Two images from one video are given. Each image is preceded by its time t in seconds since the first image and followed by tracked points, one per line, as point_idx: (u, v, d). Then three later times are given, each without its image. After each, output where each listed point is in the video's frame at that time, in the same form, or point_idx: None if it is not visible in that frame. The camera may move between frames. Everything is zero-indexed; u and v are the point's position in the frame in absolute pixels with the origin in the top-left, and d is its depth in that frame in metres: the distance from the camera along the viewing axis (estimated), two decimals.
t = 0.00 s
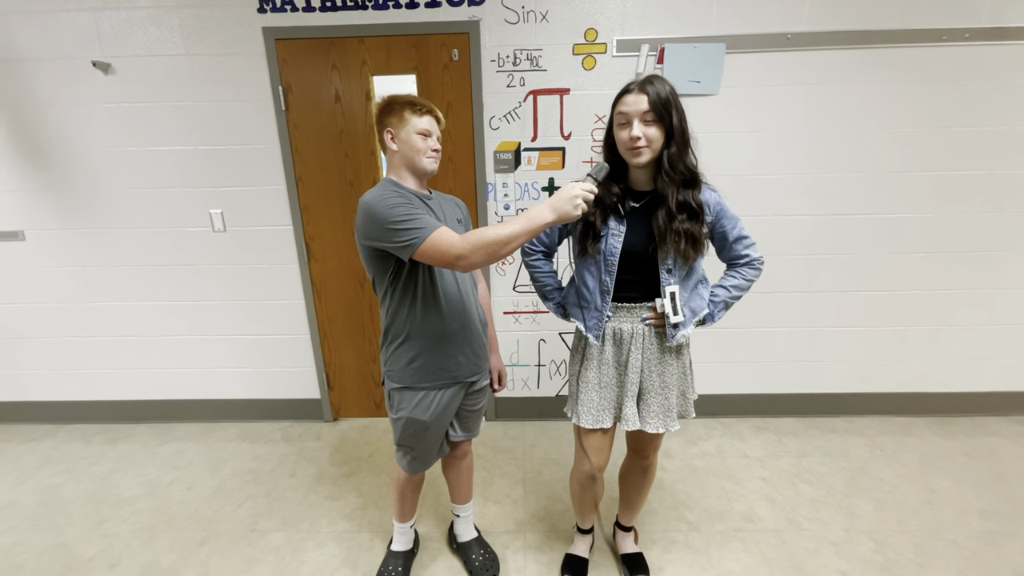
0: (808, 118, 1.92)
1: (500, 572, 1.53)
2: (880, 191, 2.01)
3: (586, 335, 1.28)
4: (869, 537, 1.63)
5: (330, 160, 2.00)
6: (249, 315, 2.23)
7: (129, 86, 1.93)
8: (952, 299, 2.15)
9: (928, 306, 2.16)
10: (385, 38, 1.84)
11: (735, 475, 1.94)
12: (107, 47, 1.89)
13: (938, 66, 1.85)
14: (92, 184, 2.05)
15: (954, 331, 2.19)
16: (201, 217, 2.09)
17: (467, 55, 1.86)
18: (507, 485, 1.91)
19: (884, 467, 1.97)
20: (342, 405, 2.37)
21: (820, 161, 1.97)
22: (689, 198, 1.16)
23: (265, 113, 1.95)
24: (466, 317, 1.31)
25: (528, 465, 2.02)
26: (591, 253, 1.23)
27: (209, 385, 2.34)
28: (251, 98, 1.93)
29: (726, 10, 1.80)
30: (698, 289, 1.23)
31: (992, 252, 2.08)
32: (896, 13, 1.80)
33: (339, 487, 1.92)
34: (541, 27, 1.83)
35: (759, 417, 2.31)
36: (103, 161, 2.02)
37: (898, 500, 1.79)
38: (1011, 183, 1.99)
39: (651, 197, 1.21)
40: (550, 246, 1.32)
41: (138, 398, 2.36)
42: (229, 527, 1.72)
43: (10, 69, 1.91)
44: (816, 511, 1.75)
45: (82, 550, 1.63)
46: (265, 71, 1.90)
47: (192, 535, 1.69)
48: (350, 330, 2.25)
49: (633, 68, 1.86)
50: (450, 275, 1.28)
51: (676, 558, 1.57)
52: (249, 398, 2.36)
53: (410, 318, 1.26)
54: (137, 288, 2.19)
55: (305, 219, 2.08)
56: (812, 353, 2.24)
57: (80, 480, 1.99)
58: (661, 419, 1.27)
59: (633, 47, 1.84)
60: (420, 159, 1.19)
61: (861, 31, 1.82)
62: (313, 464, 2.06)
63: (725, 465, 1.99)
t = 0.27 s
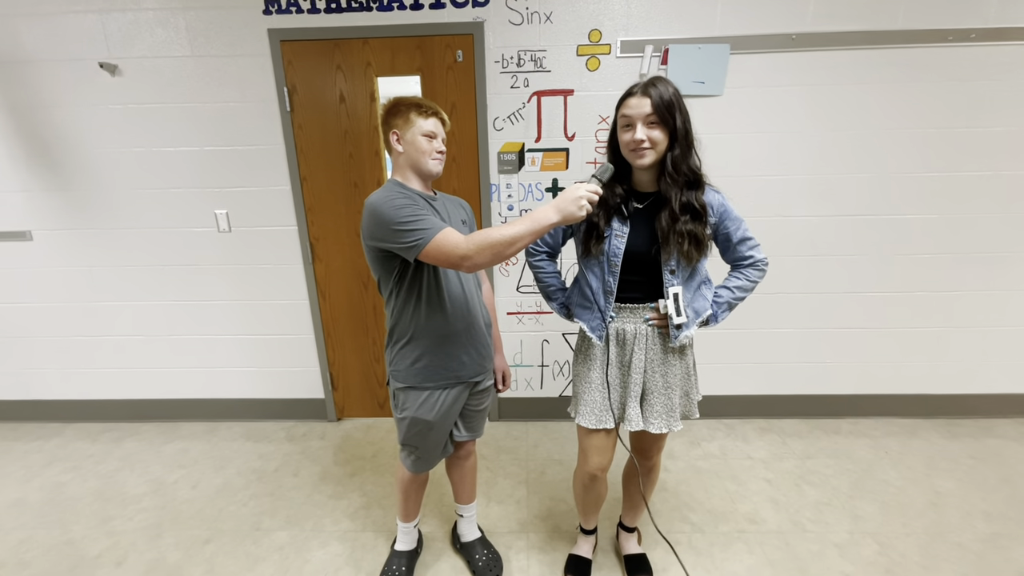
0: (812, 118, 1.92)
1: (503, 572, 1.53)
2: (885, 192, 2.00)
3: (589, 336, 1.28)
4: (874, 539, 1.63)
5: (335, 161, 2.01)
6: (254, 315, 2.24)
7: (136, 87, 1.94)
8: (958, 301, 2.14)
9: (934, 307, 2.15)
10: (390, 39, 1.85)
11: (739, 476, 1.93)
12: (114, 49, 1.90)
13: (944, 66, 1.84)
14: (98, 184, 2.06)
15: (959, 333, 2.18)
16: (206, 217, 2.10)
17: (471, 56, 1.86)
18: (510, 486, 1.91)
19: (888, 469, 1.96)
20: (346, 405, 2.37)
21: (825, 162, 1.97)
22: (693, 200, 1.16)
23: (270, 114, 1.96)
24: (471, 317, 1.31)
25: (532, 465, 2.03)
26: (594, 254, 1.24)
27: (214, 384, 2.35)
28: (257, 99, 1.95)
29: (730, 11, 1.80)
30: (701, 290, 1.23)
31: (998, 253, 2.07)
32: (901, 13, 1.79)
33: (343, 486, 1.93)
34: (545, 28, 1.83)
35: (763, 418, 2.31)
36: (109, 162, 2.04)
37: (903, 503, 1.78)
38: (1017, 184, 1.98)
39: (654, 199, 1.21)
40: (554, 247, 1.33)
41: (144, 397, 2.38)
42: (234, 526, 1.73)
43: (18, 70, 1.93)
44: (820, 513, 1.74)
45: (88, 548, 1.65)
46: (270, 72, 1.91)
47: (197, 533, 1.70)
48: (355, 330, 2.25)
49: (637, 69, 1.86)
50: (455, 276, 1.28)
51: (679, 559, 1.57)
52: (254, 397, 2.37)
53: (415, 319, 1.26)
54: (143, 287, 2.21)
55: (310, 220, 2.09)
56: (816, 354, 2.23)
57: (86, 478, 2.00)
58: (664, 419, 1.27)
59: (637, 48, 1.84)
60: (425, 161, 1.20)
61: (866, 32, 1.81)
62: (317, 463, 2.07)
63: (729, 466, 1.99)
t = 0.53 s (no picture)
0: (817, 118, 1.91)
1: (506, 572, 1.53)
2: (889, 192, 1.99)
3: (591, 334, 1.28)
4: (877, 540, 1.62)
5: (338, 161, 2.01)
6: (257, 314, 2.25)
7: (140, 86, 1.95)
8: (962, 301, 2.13)
9: (938, 308, 2.14)
10: (393, 39, 1.85)
11: (742, 477, 1.93)
12: (118, 49, 1.91)
13: (949, 66, 1.83)
14: (102, 184, 2.07)
15: (964, 333, 2.17)
16: (209, 217, 2.11)
17: (474, 56, 1.86)
18: (513, 485, 1.91)
19: (892, 470, 1.95)
20: (349, 404, 2.38)
21: (829, 162, 1.96)
22: (696, 201, 1.16)
23: (273, 114, 1.96)
24: (474, 317, 1.31)
25: (534, 465, 2.03)
26: (597, 252, 1.24)
27: (217, 383, 2.36)
28: (260, 98, 1.95)
29: (734, 10, 1.80)
30: (704, 290, 1.23)
31: (1003, 254, 2.06)
32: (906, 13, 1.78)
33: (346, 486, 1.93)
34: (549, 28, 1.83)
35: (766, 419, 2.30)
36: (113, 161, 2.04)
37: (907, 504, 1.77)
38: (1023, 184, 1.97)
39: (657, 198, 1.21)
40: (557, 245, 1.33)
41: (147, 395, 2.38)
42: (237, 525, 1.74)
43: (23, 69, 1.94)
44: (823, 514, 1.74)
45: (93, 546, 1.65)
46: (274, 72, 1.91)
47: (200, 532, 1.71)
48: (358, 330, 2.26)
49: (641, 68, 1.86)
50: (459, 275, 1.28)
51: (682, 560, 1.56)
52: (257, 396, 2.37)
53: (419, 318, 1.26)
54: (146, 287, 2.21)
55: (313, 219, 2.09)
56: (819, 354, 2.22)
57: (90, 476, 2.01)
58: (666, 419, 1.27)
59: (641, 48, 1.84)
60: (429, 161, 1.19)
61: (870, 31, 1.80)
62: (320, 463, 2.07)
63: (732, 467, 1.99)
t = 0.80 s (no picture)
0: (819, 118, 1.91)
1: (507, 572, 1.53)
2: (892, 192, 1.99)
3: (591, 334, 1.28)
4: (879, 542, 1.62)
5: (340, 161, 2.01)
6: (259, 314, 2.25)
7: (143, 87, 1.95)
8: (965, 302, 2.12)
9: (940, 309, 2.14)
10: (395, 40, 1.85)
11: (744, 478, 1.92)
12: (120, 49, 1.91)
13: (950, 67, 1.83)
14: (104, 184, 2.07)
15: (966, 334, 2.17)
16: (211, 217, 2.11)
17: (476, 56, 1.86)
18: (514, 486, 1.91)
19: (894, 471, 1.95)
20: (350, 404, 2.38)
21: (831, 162, 1.96)
22: (696, 202, 1.15)
23: (275, 114, 1.97)
24: (476, 317, 1.31)
25: (535, 466, 2.02)
26: (598, 251, 1.24)
27: (219, 383, 2.36)
28: (262, 98, 1.95)
29: (737, 10, 1.79)
30: (705, 291, 1.23)
31: (1006, 255, 2.05)
32: (909, 12, 1.78)
33: (347, 486, 1.93)
34: (551, 28, 1.83)
35: (767, 419, 2.30)
36: (115, 161, 2.04)
37: (910, 505, 1.77)
38: None
39: (658, 199, 1.21)
40: (560, 245, 1.33)
41: (149, 395, 2.39)
42: (239, 525, 1.74)
43: (26, 70, 1.94)
44: (825, 516, 1.73)
45: (94, 546, 1.65)
46: (276, 72, 1.92)
47: (202, 532, 1.71)
48: (359, 331, 2.26)
49: (643, 69, 1.86)
50: (461, 275, 1.28)
51: (683, 561, 1.56)
52: (258, 397, 2.37)
53: (421, 318, 1.26)
54: (148, 287, 2.22)
55: (314, 220, 2.09)
56: (821, 355, 2.22)
57: (92, 476, 2.01)
58: (664, 420, 1.26)
59: (642, 48, 1.84)
60: (431, 162, 1.20)
61: (873, 32, 1.80)
62: (321, 463, 2.07)
63: (733, 467, 1.98)
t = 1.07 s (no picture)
0: (820, 118, 1.90)
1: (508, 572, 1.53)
2: (894, 192, 1.99)
3: (593, 333, 1.28)
4: (881, 542, 1.61)
5: (341, 161, 2.01)
6: (260, 314, 2.25)
7: (144, 87, 1.95)
8: (967, 303, 2.12)
9: (942, 309, 2.13)
10: (396, 39, 1.85)
11: (745, 478, 1.92)
12: (122, 49, 1.91)
13: (952, 66, 1.83)
14: (106, 183, 2.07)
15: (968, 335, 2.16)
16: (213, 217, 2.11)
17: (477, 56, 1.86)
18: (515, 486, 1.90)
19: (896, 472, 1.94)
20: (350, 404, 2.38)
21: (833, 162, 1.96)
22: (696, 202, 1.15)
23: (276, 114, 1.97)
24: (478, 316, 1.31)
25: (536, 466, 2.02)
26: (599, 250, 1.24)
27: (220, 383, 2.36)
28: (263, 98, 1.95)
29: (739, 9, 1.79)
30: (707, 291, 1.22)
31: (1008, 255, 2.05)
32: (910, 12, 1.78)
33: (348, 486, 1.93)
34: (552, 28, 1.83)
35: (769, 420, 2.30)
36: (116, 160, 2.04)
37: (911, 506, 1.77)
38: None
39: (659, 199, 1.21)
40: (563, 244, 1.33)
41: (150, 395, 2.39)
42: (240, 525, 1.74)
43: (27, 70, 1.94)
44: (827, 516, 1.73)
45: (95, 545, 1.65)
46: (277, 72, 1.92)
47: (203, 532, 1.71)
48: (360, 331, 2.26)
49: (644, 69, 1.86)
50: (463, 273, 1.28)
51: (684, 561, 1.56)
52: (259, 396, 2.37)
53: (423, 316, 1.26)
54: (150, 286, 2.22)
55: (315, 219, 2.09)
56: (822, 355, 2.22)
57: (93, 476, 2.01)
58: (665, 420, 1.26)
59: (644, 48, 1.83)
60: (432, 162, 1.19)
61: (875, 31, 1.80)
62: (322, 463, 2.07)
63: (734, 468, 1.98)
